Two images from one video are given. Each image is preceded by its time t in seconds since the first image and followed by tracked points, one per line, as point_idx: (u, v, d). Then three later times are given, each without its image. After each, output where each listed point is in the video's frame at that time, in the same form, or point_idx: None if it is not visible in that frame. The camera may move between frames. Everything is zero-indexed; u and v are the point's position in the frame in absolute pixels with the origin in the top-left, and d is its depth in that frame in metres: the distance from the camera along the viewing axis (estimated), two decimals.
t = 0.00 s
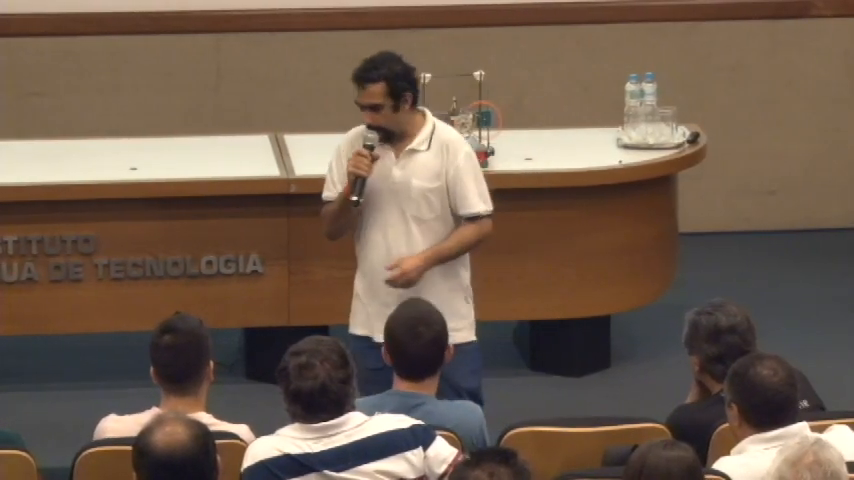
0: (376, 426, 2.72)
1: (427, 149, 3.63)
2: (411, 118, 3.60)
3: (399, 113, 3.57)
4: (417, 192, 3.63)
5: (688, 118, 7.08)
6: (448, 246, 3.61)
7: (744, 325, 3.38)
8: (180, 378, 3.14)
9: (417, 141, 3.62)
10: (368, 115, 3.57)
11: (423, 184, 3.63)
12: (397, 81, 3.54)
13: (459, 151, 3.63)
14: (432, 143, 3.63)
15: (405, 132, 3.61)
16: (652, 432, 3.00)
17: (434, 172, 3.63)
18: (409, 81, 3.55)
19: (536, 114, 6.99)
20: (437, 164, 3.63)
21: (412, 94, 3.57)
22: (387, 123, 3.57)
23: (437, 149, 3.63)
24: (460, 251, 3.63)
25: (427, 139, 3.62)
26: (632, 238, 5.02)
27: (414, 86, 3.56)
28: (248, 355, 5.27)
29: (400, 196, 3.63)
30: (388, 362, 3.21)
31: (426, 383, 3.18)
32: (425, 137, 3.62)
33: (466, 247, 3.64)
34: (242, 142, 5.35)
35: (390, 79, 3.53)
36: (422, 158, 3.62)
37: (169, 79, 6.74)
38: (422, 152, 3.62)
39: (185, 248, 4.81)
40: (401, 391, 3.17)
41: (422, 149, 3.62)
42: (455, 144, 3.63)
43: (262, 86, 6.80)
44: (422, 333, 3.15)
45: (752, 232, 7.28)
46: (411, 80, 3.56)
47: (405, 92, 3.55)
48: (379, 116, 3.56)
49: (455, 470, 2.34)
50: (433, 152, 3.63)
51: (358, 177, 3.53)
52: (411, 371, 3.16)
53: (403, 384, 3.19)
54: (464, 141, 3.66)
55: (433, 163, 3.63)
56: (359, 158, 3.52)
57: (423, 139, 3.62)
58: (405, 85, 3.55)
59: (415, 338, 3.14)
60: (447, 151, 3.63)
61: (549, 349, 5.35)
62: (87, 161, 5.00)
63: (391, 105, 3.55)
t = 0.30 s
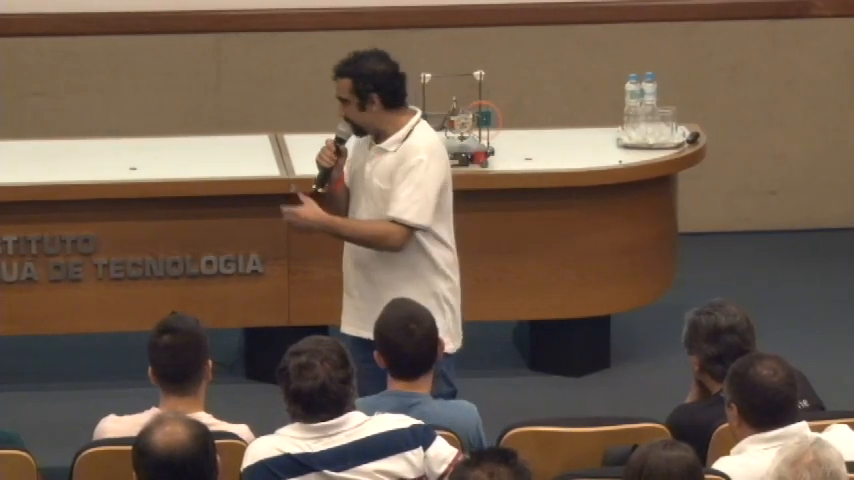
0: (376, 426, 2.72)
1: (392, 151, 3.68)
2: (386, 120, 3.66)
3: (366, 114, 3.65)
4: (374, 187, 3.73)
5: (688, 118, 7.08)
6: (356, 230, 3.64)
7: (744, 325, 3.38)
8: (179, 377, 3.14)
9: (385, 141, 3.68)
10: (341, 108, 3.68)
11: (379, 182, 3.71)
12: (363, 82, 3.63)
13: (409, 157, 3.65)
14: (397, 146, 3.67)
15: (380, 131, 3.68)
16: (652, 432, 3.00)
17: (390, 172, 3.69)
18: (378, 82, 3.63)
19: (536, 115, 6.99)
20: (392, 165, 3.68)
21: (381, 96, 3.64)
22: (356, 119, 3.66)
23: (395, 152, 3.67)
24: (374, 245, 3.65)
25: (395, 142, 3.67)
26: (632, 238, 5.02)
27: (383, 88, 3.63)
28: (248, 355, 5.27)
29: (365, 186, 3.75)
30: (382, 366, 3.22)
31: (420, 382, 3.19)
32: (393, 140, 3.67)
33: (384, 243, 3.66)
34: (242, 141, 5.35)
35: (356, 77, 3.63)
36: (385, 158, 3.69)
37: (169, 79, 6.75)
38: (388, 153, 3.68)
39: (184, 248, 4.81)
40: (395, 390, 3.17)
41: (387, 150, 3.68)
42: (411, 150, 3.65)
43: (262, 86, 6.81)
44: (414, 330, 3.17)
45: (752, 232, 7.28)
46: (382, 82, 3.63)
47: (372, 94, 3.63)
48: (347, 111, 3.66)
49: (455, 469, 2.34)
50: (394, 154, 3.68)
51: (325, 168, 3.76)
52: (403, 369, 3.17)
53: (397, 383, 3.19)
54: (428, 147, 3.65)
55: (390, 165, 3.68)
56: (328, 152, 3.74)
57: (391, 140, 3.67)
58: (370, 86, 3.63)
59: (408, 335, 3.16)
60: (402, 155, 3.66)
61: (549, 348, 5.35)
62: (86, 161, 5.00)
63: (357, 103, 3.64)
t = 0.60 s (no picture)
0: (376, 425, 2.72)
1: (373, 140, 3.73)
2: (373, 118, 3.69)
3: (358, 110, 3.68)
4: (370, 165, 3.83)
5: (688, 118, 7.08)
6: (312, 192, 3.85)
7: (744, 324, 3.38)
8: (178, 377, 3.14)
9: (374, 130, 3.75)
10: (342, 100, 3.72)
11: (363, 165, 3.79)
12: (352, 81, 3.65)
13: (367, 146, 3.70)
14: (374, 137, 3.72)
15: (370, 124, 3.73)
16: (651, 432, 3.00)
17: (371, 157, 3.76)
18: (366, 84, 3.64)
19: (536, 115, 6.99)
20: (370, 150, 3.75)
21: (370, 96, 3.65)
22: (352, 113, 3.71)
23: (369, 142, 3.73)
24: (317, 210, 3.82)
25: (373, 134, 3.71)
26: (633, 238, 5.02)
27: (371, 90, 3.64)
28: (248, 355, 5.27)
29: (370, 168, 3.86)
30: (378, 367, 3.22)
31: (416, 382, 3.19)
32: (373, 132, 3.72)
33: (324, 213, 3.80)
34: (242, 141, 5.35)
35: (347, 75, 3.66)
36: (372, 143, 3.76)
37: (169, 79, 6.75)
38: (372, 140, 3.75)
39: (184, 248, 4.81)
40: (392, 390, 3.17)
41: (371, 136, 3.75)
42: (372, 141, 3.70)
43: (262, 86, 6.81)
44: (410, 330, 3.18)
45: (751, 231, 7.28)
46: (371, 83, 3.64)
47: (361, 94, 3.65)
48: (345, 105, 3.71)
49: (455, 469, 2.34)
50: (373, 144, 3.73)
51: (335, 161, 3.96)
52: (398, 369, 3.17)
53: (394, 383, 3.19)
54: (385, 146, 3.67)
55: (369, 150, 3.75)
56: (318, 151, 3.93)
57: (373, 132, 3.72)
58: (359, 87, 3.65)
59: (404, 335, 3.17)
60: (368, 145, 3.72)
61: (548, 348, 5.36)
62: (86, 161, 5.00)
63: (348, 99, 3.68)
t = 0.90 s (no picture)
0: (379, 429, 2.72)
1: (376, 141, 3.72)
2: (376, 118, 3.67)
3: (361, 111, 3.66)
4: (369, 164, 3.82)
5: (689, 118, 7.08)
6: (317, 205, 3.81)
7: (745, 325, 3.37)
8: (180, 376, 3.14)
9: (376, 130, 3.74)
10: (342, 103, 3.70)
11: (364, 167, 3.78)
12: (356, 80, 3.63)
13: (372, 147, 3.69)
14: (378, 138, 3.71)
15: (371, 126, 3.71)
16: (652, 432, 3.00)
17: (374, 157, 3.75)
18: (370, 82, 3.62)
19: (537, 116, 6.99)
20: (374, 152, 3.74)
21: (374, 95, 3.64)
22: (352, 115, 3.69)
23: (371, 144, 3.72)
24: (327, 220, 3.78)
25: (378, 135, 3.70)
26: (634, 238, 5.02)
27: (375, 88, 3.63)
28: (249, 355, 5.27)
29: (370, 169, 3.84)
30: (380, 367, 3.21)
31: (417, 382, 3.19)
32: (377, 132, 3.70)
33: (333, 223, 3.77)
34: (243, 142, 5.35)
35: (350, 75, 3.63)
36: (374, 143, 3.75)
37: (169, 79, 6.74)
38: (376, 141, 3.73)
39: (186, 248, 4.81)
40: (394, 391, 3.17)
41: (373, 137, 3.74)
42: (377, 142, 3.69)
43: (263, 86, 6.81)
44: (411, 330, 3.17)
45: (752, 231, 7.28)
46: (375, 81, 3.62)
47: (365, 93, 3.63)
48: (345, 107, 3.68)
49: (456, 470, 2.33)
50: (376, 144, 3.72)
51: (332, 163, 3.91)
52: (399, 368, 3.17)
53: (395, 384, 3.19)
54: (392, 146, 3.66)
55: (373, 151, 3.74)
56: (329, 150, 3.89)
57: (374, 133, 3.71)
58: (363, 86, 3.63)
59: (405, 335, 3.16)
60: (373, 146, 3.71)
61: (549, 348, 5.35)
62: (87, 161, 5.00)
63: (350, 99, 3.65)
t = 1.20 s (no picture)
0: (386, 428, 2.71)
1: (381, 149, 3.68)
2: (379, 118, 3.68)
3: (362, 110, 3.67)
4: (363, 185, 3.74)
5: (692, 117, 7.08)
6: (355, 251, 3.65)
7: (747, 324, 3.37)
8: (183, 376, 3.14)
9: (374, 141, 3.69)
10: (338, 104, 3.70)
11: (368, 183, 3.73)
12: (360, 78, 3.64)
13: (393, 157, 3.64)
14: (386, 145, 3.67)
15: (371, 127, 3.70)
16: (653, 430, 3.00)
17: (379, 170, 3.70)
18: (375, 80, 3.64)
19: (539, 115, 6.99)
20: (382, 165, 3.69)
21: (378, 93, 3.66)
22: (351, 115, 3.69)
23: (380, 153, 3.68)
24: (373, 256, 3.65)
25: (384, 140, 3.68)
26: (634, 237, 5.01)
27: (380, 85, 3.65)
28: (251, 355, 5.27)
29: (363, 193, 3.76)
30: (382, 367, 3.21)
31: (420, 381, 3.18)
32: (381, 137, 3.68)
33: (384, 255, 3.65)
34: (245, 141, 5.35)
35: (353, 74, 3.64)
36: (375, 157, 3.70)
37: (171, 79, 6.75)
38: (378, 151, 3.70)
39: (188, 248, 4.81)
40: (396, 390, 3.17)
41: (375, 148, 3.69)
42: (395, 149, 3.65)
43: (264, 86, 6.81)
44: (414, 330, 3.17)
45: (755, 230, 7.28)
46: (379, 79, 3.64)
47: (369, 91, 3.65)
48: (343, 107, 3.68)
49: (459, 469, 2.33)
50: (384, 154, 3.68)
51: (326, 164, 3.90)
52: (402, 367, 3.17)
53: (398, 383, 3.19)
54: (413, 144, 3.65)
55: (380, 163, 3.69)
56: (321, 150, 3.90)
57: (380, 139, 3.68)
58: (368, 84, 3.64)
59: (408, 334, 3.17)
60: (389, 156, 3.66)
61: (552, 348, 5.35)
62: (88, 160, 5.00)
63: (354, 97, 3.66)
